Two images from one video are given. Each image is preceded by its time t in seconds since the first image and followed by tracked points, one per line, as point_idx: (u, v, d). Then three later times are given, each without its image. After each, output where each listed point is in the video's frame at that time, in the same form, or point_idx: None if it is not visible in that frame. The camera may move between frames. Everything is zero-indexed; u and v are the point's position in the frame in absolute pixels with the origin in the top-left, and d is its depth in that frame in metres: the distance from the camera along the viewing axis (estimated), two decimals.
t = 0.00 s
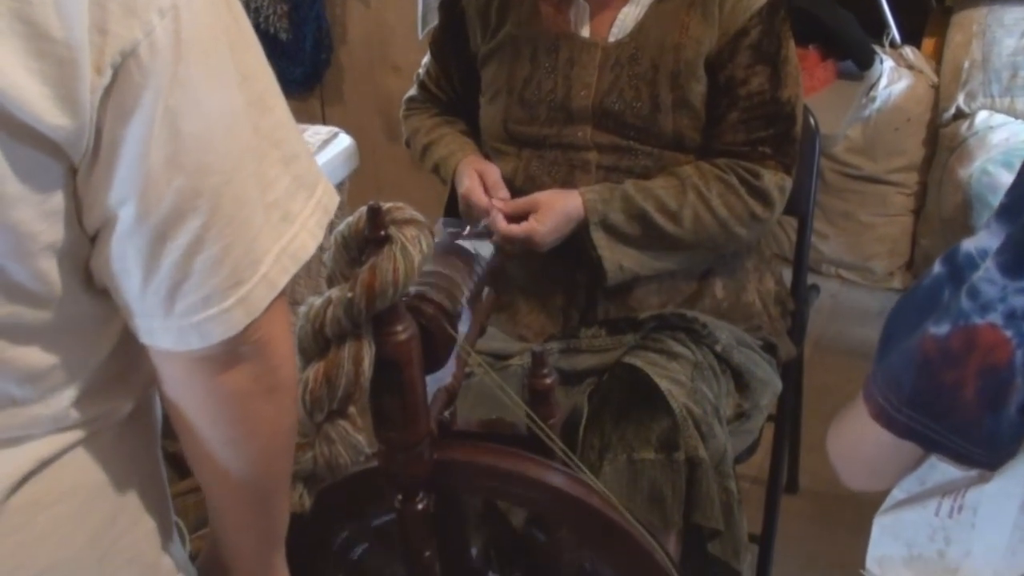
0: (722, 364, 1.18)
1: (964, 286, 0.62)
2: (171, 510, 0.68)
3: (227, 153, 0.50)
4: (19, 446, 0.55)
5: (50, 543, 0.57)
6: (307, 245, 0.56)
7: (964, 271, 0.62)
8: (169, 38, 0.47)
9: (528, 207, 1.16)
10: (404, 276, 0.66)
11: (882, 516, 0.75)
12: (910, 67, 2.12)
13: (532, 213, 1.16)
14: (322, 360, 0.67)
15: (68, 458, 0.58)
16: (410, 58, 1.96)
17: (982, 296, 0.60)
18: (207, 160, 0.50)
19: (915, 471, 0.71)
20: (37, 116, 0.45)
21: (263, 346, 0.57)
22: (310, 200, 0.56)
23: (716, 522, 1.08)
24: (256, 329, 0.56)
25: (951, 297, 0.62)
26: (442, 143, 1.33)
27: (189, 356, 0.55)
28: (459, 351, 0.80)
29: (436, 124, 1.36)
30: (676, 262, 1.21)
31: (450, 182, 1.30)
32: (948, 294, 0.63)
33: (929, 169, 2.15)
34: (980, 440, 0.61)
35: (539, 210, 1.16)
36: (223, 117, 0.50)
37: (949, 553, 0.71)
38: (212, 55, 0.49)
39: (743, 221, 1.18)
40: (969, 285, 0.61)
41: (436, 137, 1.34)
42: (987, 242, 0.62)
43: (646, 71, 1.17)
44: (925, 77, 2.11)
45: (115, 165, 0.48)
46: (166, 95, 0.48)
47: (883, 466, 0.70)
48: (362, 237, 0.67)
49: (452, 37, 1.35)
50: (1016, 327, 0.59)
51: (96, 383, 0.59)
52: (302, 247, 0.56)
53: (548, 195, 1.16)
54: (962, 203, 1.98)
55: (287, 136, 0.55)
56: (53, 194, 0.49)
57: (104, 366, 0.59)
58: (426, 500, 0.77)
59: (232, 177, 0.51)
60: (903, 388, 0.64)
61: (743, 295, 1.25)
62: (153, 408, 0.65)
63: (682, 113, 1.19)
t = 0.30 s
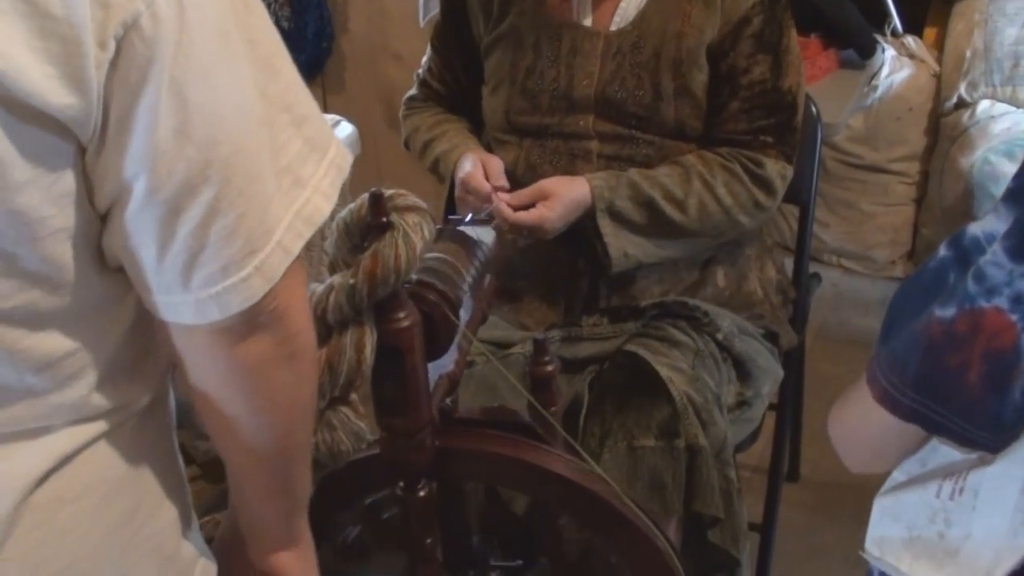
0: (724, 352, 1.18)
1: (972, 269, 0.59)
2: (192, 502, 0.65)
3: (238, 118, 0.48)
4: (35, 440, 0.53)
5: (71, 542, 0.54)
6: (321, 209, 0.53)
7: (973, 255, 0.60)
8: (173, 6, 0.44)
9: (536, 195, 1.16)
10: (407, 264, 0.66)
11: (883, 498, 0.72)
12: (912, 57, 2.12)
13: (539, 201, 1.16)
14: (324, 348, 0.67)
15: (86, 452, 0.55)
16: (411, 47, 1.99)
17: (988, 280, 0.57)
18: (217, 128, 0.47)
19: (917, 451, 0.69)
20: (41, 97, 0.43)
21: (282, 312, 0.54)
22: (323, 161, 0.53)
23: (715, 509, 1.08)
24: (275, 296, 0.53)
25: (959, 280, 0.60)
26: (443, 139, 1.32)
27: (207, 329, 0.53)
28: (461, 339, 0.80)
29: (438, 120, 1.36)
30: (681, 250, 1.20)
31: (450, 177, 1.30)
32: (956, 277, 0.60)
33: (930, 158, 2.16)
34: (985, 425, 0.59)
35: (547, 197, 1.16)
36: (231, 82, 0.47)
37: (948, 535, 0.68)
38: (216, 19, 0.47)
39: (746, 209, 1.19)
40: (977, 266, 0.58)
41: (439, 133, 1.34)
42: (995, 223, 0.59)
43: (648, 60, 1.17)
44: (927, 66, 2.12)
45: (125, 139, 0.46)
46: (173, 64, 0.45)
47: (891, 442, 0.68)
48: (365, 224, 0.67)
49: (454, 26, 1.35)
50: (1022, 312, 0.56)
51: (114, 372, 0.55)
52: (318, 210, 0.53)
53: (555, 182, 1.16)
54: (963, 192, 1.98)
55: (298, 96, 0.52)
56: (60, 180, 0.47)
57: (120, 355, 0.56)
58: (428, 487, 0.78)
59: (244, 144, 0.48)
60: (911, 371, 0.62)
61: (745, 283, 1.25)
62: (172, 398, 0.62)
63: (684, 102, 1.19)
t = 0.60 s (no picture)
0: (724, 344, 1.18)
1: (960, 250, 0.59)
2: (194, 501, 0.65)
3: (235, 110, 0.47)
4: (33, 451, 0.52)
5: (68, 552, 0.54)
6: (332, 192, 0.52)
7: (961, 237, 0.59)
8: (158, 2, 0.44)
9: (539, 185, 1.15)
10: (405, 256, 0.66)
11: (879, 481, 0.71)
12: (910, 49, 2.13)
13: (542, 192, 1.15)
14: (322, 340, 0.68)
15: (86, 462, 0.54)
16: (411, 39, 2.01)
17: (977, 260, 0.57)
18: (212, 122, 0.46)
19: (912, 436, 0.68)
20: (26, 106, 0.43)
21: (291, 303, 0.53)
22: (330, 145, 0.52)
23: (717, 502, 1.09)
24: (282, 288, 0.52)
25: (947, 262, 0.59)
26: (446, 134, 1.32)
27: (213, 325, 0.52)
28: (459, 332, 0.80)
29: (438, 117, 1.35)
30: (679, 240, 1.20)
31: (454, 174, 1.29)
32: (943, 259, 0.60)
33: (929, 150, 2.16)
34: (975, 406, 0.59)
35: (549, 188, 1.15)
36: (227, 75, 0.46)
37: (944, 519, 0.67)
38: (208, 10, 0.46)
39: (744, 200, 1.19)
40: (966, 246, 0.58)
41: (440, 129, 1.33)
42: (983, 205, 0.58)
43: (643, 52, 1.17)
44: (925, 58, 2.12)
45: (117, 140, 0.45)
46: (163, 57, 0.44)
47: (889, 430, 0.68)
48: (362, 216, 0.66)
49: (451, 19, 1.35)
50: (1011, 293, 0.56)
51: (113, 377, 0.54)
52: (329, 194, 0.52)
53: (557, 173, 1.16)
54: (962, 183, 1.98)
55: (305, 81, 0.51)
56: (50, 186, 0.46)
57: (120, 359, 0.54)
58: (428, 479, 0.78)
59: (242, 137, 0.47)
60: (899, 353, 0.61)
61: (744, 274, 1.25)
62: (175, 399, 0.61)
63: (680, 92, 1.18)
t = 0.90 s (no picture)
0: (726, 335, 1.18)
1: (959, 235, 0.58)
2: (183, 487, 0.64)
3: (239, 125, 0.46)
4: (25, 449, 0.52)
5: (57, 545, 0.54)
6: (333, 209, 0.52)
7: (960, 221, 0.59)
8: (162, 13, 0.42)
9: (536, 176, 1.15)
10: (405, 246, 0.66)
11: (879, 471, 0.72)
12: (913, 39, 2.13)
13: (539, 183, 1.15)
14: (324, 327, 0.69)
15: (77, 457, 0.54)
16: (409, 26, 2.04)
17: (976, 246, 0.56)
18: (212, 138, 0.45)
19: (913, 425, 0.69)
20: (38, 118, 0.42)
21: (291, 311, 0.52)
22: (335, 158, 0.51)
23: (716, 493, 1.10)
24: (282, 298, 0.51)
25: (946, 247, 0.59)
26: (447, 121, 1.32)
27: (210, 334, 0.51)
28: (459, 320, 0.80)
29: (440, 103, 1.36)
30: (681, 233, 1.20)
31: (456, 160, 1.29)
32: (943, 245, 0.59)
33: (932, 142, 2.15)
34: (974, 392, 0.59)
35: (546, 179, 1.15)
36: (233, 86, 0.45)
37: (943, 506, 0.68)
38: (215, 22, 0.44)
39: (746, 189, 1.19)
40: (964, 230, 0.57)
41: (441, 116, 1.34)
42: (982, 188, 0.58)
43: (645, 42, 1.16)
44: (928, 49, 2.12)
45: (119, 151, 0.44)
46: (162, 71, 0.43)
47: (887, 418, 0.68)
48: (364, 207, 0.66)
49: (452, 9, 1.35)
50: (1009, 277, 0.55)
51: (110, 373, 0.54)
52: (328, 211, 0.51)
53: (555, 164, 1.16)
54: (964, 175, 1.98)
55: (311, 89, 0.50)
56: (50, 193, 0.45)
57: (116, 352, 0.54)
58: (429, 468, 0.78)
59: (244, 151, 0.46)
60: (899, 339, 0.61)
61: (744, 266, 1.25)
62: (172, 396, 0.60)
63: (681, 83, 1.18)
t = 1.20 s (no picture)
0: (726, 325, 1.18)
1: (950, 215, 0.58)
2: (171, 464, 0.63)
3: (252, 99, 0.45)
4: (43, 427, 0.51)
5: (78, 519, 0.53)
6: (335, 180, 0.51)
7: (950, 202, 0.59)
8: None
9: (536, 162, 1.16)
10: (405, 234, 0.66)
11: (869, 454, 0.71)
12: (915, 30, 2.13)
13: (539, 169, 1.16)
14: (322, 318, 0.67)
15: (95, 430, 0.54)
16: (412, 15, 2.03)
17: (966, 225, 0.57)
18: (226, 113, 0.44)
19: (906, 408, 0.68)
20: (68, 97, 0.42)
21: (300, 279, 0.52)
22: (336, 131, 0.51)
23: (717, 483, 1.09)
24: (292, 266, 0.51)
25: (937, 227, 0.59)
26: (448, 106, 1.32)
27: (220, 304, 0.50)
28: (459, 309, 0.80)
29: (442, 87, 1.36)
30: (683, 222, 1.20)
31: (456, 145, 1.29)
32: (933, 225, 0.60)
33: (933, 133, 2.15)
34: (963, 372, 0.59)
35: (546, 165, 1.15)
36: (245, 60, 0.45)
37: (934, 492, 0.68)
38: None
39: (749, 178, 1.18)
40: (954, 211, 0.58)
41: (442, 101, 1.34)
42: (974, 169, 0.58)
43: (647, 31, 1.16)
44: (930, 40, 2.12)
45: (137, 128, 0.44)
46: (178, 47, 0.43)
47: (885, 403, 0.68)
48: (366, 193, 0.66)
49: None
50: (999, 258, 0.56)
51: (121, 345, 0.54)
52: (330, 184, 0.51)
53: (555, 150, 1.16)
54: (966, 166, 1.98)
55: (313, 63, 0.49)
56: (70, 170, 0.45)
57: (126, 326, 0.54)
58: (429, 457, 0.78)
59: (255, 127, 0.46)
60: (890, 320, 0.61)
61: (746, 255, 1.25)
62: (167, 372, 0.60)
63: (684, 72, 1.18)
